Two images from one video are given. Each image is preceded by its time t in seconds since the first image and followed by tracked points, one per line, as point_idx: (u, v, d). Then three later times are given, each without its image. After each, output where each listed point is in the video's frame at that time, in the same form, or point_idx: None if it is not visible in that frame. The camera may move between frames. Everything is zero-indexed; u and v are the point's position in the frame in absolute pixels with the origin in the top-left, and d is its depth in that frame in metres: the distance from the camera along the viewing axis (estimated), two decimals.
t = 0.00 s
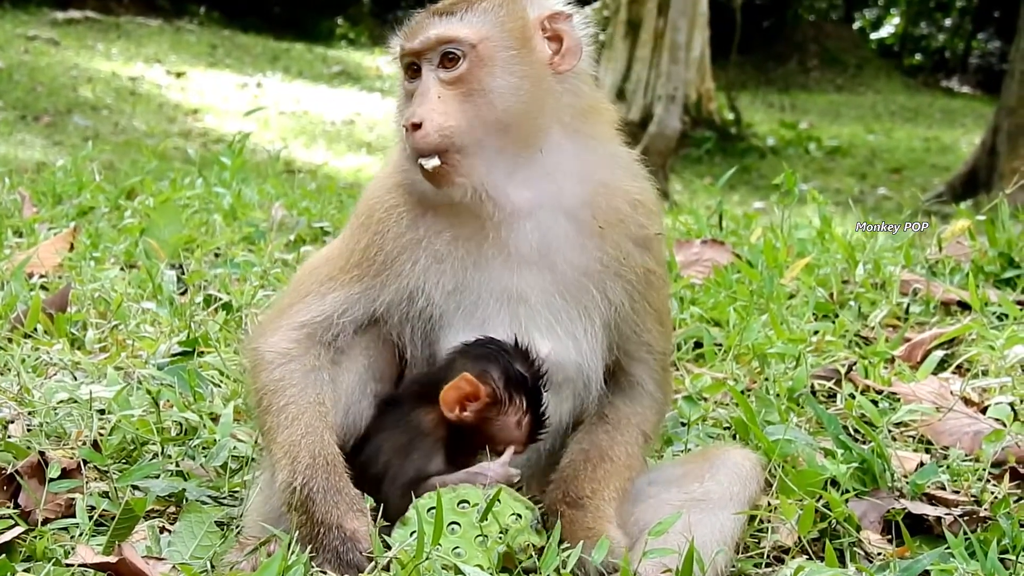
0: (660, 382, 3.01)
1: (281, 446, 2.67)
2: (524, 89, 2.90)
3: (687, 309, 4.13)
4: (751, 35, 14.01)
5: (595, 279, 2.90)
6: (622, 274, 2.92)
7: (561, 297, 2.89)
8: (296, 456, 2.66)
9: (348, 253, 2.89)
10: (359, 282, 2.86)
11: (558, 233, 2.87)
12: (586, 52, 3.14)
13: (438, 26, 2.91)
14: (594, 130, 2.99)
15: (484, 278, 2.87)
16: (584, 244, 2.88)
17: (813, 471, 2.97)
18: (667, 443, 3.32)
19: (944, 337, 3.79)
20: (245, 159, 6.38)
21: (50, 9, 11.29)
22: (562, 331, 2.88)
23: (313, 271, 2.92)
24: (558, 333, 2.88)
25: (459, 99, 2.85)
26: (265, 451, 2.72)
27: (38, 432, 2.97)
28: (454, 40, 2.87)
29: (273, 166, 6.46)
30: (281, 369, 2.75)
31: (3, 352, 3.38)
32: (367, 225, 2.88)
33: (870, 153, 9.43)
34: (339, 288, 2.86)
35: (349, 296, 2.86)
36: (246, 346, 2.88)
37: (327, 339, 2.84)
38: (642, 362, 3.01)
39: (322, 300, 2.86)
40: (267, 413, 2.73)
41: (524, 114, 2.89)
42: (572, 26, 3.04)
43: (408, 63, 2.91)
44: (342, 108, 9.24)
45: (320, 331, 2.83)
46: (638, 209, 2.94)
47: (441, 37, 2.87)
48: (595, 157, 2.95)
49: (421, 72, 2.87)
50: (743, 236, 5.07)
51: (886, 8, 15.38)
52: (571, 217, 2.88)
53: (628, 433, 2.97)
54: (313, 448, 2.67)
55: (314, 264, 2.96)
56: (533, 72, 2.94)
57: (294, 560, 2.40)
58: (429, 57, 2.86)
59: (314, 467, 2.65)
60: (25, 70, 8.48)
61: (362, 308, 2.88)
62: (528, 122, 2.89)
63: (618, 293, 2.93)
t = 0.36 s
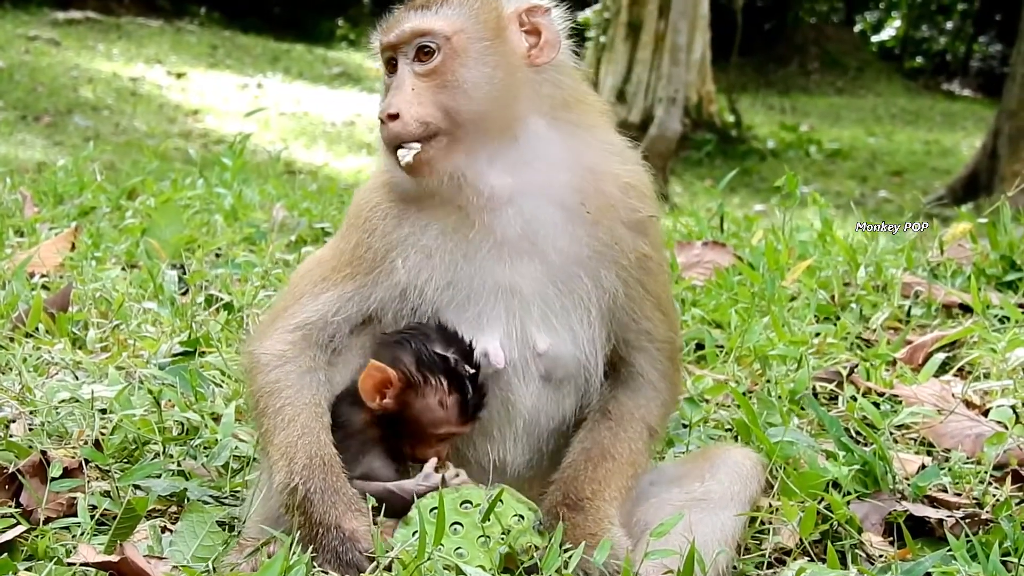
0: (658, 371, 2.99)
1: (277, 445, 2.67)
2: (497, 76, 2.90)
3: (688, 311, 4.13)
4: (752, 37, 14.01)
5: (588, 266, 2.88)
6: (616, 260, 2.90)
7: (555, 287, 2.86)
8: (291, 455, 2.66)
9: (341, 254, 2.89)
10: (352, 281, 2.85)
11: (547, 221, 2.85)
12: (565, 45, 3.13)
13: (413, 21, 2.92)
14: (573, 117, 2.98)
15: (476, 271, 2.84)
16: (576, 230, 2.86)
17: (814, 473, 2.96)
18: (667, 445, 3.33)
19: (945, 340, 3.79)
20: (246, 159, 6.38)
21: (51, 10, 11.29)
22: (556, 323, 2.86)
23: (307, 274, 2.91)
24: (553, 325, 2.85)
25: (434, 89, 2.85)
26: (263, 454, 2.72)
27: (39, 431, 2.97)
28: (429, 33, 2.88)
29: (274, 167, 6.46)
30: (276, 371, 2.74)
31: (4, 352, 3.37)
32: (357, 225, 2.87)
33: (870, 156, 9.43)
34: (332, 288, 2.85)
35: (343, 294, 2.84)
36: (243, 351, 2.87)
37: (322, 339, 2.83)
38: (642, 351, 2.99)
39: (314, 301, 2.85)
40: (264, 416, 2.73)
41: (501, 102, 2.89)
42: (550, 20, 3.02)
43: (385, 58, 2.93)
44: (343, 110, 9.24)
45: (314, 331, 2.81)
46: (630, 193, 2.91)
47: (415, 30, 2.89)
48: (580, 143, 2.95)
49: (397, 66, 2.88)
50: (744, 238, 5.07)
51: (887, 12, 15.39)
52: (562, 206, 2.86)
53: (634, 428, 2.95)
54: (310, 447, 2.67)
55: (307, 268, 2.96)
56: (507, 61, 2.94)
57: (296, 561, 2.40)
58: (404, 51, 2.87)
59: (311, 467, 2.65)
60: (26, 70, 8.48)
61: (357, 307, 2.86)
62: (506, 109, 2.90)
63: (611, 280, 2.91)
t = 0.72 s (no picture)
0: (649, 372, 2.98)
1: (274, 449, 2.69)
2: (492, 87, 2.91)
3: (692, 310, 4.13)
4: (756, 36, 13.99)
5: (574, 266, 2.88)
6: (603, 260, 2.89)
7: (542, 288, 2.86)
8: (289, 460, 2.66)
9: (332, 259, 2.92)
10: (341, 286, 2.89)
11: (535, 224, 2.85)
12: (556, 52, 3.12)
13: (406, 29, 2.92)
14: (567, 122, 2.97)
15: (463, 274, 2.85)
16: (563, 232, 2.86)
17: (819, 472, 2.96)
18: (672, 444, 3.33)
19: (950, 339, 3.78)
20: (250, 158, 6.38)
21: (56, 8, 11.29)
22: (544, 324, 2.86)
23: (300, 282, 2.94)
24: (540, 326, 2.86)
25: (428, 100, 2.86)
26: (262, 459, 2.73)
27: (43, 430, 2.98)
28: (424, 42, 2.88)
29: (278, 166, 6.47)
30: (271, 378, 2.76)
31: (8, 351, 3.38)
32: (346, 230, 2.91)
33: (875, 155, 9.42)
34: (322, 292, 2.88)
35: (333, 299, 2.88)
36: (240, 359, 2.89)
37: (314, 345, 2.85)
38: (633, 350, 2.99)
39: (305, 306, 2.88)
40: (260, 422, 2.74)
41: (494, 109, 2.89)
42: (542, 28, 3.02)
43: (376, 62, 2.93)
44: (346, 109, 9.24)
45: (306, 336, 2.84)
46: (615, 193, 2.90)
47: (410, 38, 2.88)
48: (570, 144, 2.93)
49: (389, 72, 2.88)
50: (748, 238, 5.07)
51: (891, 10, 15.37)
52: (549, 209, 2.86)
53: (627, 427, 2.94)
54: (307, 451, 2.68)
55: (301, 274, 2.99)
56: (500, 67, 2.93)
57: (299, 560, 2.40)
58: (398, 59, 2.87)
59: (310, 471, 2.65)
60: (30, 69, 8.48)
61: (347, 310, 2.89)
62: (498, 116, 2.89)
63: (597, 280, 2.90)
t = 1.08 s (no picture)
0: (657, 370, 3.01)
1: (280, 446, 2.68)
2: (517, 87, 2.92)
3: (693, 308, 4.13)
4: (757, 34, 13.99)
5: (582, 270, 2.90)
6: (611, 266, 2.92)
7: (550, 291, 2.87)
8: (291, 455, 2.65)
9: (337, 255, 2.89)
10: (347, 283, 2.86)
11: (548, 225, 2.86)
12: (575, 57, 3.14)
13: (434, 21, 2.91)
14: (580, 127, 2.99)
15: (471, 273, 2.85)
16: (573, 237, 2.88)
17: (820, 470, 2.97)
18: (673, 443, 3.33)
19: (951, 337, 3.78)
20: (250, 157, 6.38)
21: (56, 8, 11.29)
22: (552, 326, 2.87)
23: (304, 279, 2.91)
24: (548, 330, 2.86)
25: (454, 95, 2.87)
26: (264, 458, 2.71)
27: (45, 429, 2.98)
28: (453, 37, 2.87)
29: (279, 165, 6.47)
30: (275, 376, 2.73)
31: (10, 350, 3.38)
32: (354, 226, 2.88)
33: (876, 153, 9.42)
34: (328, 289, 2.85)
35: (339, 296, 2.85)
36: (245, 353, 2.87)
37: (323, 344, 2.83)
38: (640, 353, 3.00)
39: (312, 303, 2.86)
40: (263, 421, 2.73)
41: (515, 112, 2.91)
42: (564, 35, 3.06)
43: (400, 52, 2.91)
44: (347, 107, 9.24)
45: (312, 335, 2.80)
46: (625, 201, 2.93)
47: (440, 32, 2.87)
48: (582, 149, 2.95)
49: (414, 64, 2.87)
50: (749, 236, 5.06)
51: (892, 8, 15.37)
52: (560, 212, 2.87)
53: (641, 419, 2.95)
54: (310, 451, 2.67)
55: (304, 272, 2.96)
56: (524, 70, 2.95)
57: (300, 559, 2.40)
58: (424, 51, 2.86)
59: (311, 470, 2.64)
60: (31, 69, 8.48)
61: (352, 309, 2.87)
62: (519, 118, 2.91)
63: (606, 283, 2.92)
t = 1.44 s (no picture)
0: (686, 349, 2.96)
1: (264, 433, 2.66)
2: (541, 80, 2.93)
3: (694, 307, 4.13)
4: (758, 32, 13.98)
5: (595, 264, 2.91)
6: (625, 258, 2.92)
7: (559, 284, 2.88)
8: (286, 451, 2.63)
9: (342, 247, 2.93)
10: (350, 275, 2.90)
11: (558, 218, 2.86)
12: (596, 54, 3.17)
13: (462, 11, 2.91)
14: (595, 121, 2.99)
15: (479, 266, 2.86)
16: (585, 231, 2.89)
17: (821, 469, 2.97)
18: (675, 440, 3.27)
19: (952, 336, 3.78)
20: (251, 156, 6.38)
21: (57, 6, 11.28)
22: (564, 317, 2.87)
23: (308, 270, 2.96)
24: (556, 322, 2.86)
25: (478, 86, 2.86)
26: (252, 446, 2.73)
27: (46, 429, 2.99)
28: (478, 29, 2.89)
29: (280, 163, 6.46)
30: (275, 365, 2.76)
31: (11, 350, 3.38)
32: (358, 218, 2.92)
33: (877, 151, 9.42)
34: (327, 278, 2.90)
35: (341, 288, 2.89)
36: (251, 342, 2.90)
37: (325, 335, 2.87)
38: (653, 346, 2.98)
39: (315, 294, 2.90)
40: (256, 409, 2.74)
41: (538, 107, 2.90)
42: (584, 32, 3.09)
43: (423, 42, 2.91)
44: (348, 106, 9.24)
45: (310, 322, 2.85)
46: (637, 192, 2.93)
47: (466, 23, 2.88)
48: (596, 143, 2.95)
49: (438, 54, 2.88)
50: (750, 234, 5.06)
51: (893, 7, 15.36)
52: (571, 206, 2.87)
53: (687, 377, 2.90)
54: (305, 450, 2.65)
55: (309, 264, 3.00)
56: (547, 64, 2.96)
57: (300, 558, 2.41)
58: (446, 43, 2.87)
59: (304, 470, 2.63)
60: (32, 67, 8.48)
61: (351, 299, 2.90)
62: (544, 112, 2.90)
63: (619, 275, 2.93)
